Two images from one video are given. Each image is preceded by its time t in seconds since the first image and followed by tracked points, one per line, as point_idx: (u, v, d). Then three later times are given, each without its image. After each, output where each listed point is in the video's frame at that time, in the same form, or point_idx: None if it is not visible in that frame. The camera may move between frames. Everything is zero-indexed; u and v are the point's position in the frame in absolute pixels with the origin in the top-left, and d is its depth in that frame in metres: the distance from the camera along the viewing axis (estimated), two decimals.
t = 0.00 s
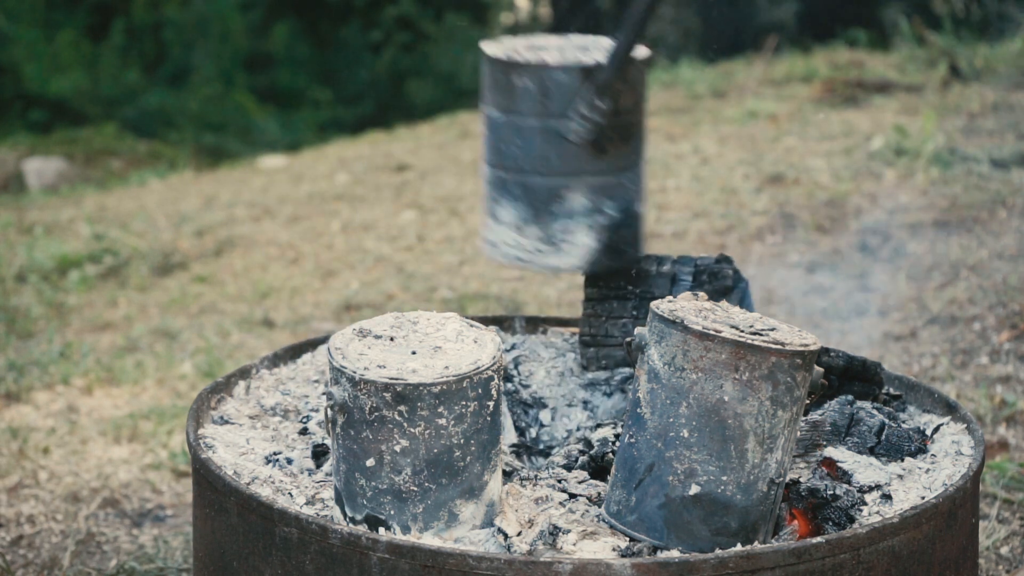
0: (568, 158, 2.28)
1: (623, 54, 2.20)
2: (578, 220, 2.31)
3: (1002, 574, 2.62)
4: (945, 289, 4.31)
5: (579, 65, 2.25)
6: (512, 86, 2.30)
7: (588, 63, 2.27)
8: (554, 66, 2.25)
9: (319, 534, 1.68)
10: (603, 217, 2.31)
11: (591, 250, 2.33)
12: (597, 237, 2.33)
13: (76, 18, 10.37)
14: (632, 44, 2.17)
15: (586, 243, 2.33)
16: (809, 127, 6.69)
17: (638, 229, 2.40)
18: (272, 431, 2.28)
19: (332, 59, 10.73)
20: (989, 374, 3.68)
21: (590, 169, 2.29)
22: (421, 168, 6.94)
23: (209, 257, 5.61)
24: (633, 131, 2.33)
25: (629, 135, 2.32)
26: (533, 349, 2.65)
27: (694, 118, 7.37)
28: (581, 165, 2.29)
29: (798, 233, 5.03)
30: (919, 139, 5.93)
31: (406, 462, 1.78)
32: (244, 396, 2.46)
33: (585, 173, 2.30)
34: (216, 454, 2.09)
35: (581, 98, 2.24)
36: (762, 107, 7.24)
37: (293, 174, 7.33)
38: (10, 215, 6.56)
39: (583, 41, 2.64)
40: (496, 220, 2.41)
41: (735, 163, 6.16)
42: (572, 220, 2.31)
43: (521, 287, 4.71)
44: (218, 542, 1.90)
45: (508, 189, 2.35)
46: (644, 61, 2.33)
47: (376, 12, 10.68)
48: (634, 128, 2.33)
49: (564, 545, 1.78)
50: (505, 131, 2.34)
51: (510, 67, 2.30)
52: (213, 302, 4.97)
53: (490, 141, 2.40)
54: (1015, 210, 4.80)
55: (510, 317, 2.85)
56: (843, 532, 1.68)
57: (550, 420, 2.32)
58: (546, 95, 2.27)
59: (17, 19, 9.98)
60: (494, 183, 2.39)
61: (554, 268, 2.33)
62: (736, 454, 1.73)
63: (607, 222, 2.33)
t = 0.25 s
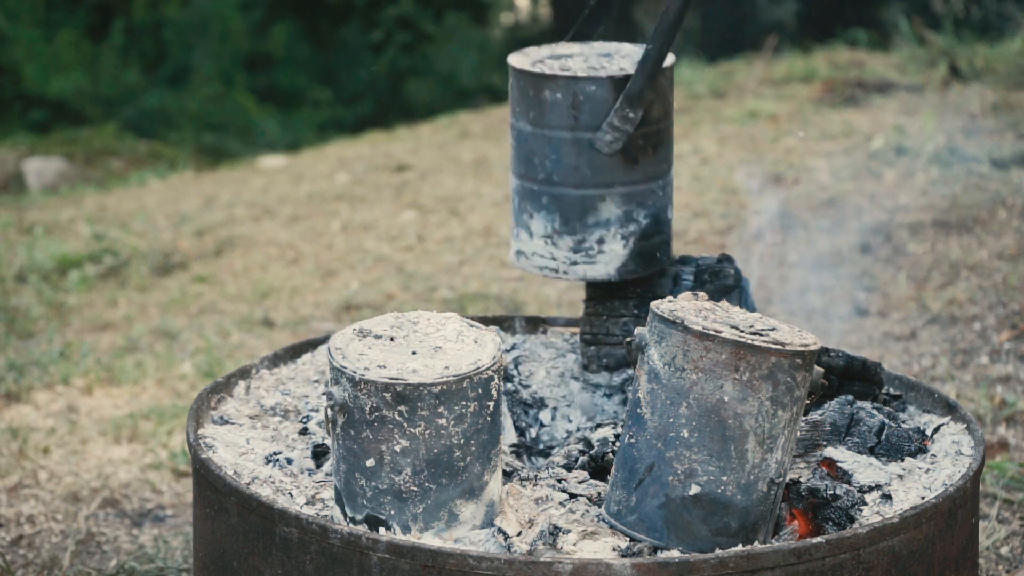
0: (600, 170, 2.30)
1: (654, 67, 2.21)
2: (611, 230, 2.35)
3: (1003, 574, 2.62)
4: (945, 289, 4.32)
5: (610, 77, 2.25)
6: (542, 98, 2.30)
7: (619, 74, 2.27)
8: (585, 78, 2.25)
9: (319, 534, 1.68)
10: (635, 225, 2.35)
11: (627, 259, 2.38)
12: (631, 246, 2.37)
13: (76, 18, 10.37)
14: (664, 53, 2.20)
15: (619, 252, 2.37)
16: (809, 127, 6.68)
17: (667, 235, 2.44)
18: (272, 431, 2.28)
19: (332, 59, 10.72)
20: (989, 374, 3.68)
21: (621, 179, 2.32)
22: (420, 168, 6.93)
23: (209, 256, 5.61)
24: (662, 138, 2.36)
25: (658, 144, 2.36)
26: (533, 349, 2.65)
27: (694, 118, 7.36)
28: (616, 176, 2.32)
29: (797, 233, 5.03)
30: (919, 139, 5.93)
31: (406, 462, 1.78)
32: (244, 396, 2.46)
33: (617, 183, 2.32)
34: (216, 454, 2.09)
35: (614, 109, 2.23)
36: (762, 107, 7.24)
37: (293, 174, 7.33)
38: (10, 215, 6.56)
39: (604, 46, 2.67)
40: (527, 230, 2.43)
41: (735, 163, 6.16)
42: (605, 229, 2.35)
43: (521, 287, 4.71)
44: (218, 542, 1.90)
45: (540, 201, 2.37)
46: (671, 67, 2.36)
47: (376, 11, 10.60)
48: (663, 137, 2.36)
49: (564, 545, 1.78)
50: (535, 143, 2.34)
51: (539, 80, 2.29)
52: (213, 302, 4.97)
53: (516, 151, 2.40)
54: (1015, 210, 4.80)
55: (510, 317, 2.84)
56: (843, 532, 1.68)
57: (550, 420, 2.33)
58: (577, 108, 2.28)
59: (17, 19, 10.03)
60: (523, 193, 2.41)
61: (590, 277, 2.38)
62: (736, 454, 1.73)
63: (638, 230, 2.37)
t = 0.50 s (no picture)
0: (600, 159, 2.31)
1: (653, 57, 2.21)
2: (608, 220, 2.35)
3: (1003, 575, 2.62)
4: (945, 289, 4.32)
5: (610, 67, 2.27)
6: (543, 87, 2.32)
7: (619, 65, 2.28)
8: (584, 68, 2.27)
9: (319, 534, 1.68)
10: (633, 216, 2.35)
11: (622, 250, 2.38)
12: (628, 238, 2.37)
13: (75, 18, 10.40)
14: (663, 45, 2.20)
15: (617, 242, 2.36)
16: (809, 127, 6.68)
17: (668, 228, 2.43)
18: (272, 431, 2.28)
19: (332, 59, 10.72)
20: (989, 374, 3.68)
21: (620, 170, 2.32)
22: (420, 168, 6.93)
23: (209, 256, 5.61)
24: (663, 130, 2.36)
25: (658, 136, 2.35)
26: (533, 349, 2.65)
27: (694, 118, 7.36)
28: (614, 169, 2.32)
29: (797, 233, 5.03)
30: (919, 139, 5.93)
31: (406, 462, 1.78)
32: (244, 395, 2.46)
33: (616, 173, 2.32)
34: (216, 454, 2.09)
35: (612, 98, 2.24)
36: (762, 107, 7.24)
37: (293, 174, 7.33)
38: (10, 215, 6.57)
39: (615, 37, 2.70)
40: (528, 218, 2.44)
41: (735, 163, 6.15)
42: (601, 219, 2.34)
43: (521, 287, 4.71)
44: (218, 542, 1.90)
45: (540, 189, 2.39)
46: (675, 59, 2.35)
47: (376, 12, 10.64)
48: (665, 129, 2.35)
49: (564, 546, 1.78)
50: (537, 131, 2.35)
51: (540, 69, 2.31)
52: (213, 301, 4.97)
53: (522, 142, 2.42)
54: (1015, 210, 4.79)
55: (510, 317, 2.84)
56: (843, 532, 1.68)
57: (550, 420, 2.31)
58: (577, 97, 2.29)
59: (17, 19, 10.06)
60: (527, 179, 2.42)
61: (585, 265, 2.39)
62: (736, 454, 1.73)
63: (637, 221, 2.37)
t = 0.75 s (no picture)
0: (616, 15, 1.66)
1: None
2: (620, 101, 1.68)
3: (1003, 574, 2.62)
4: (945, 290, 4.32)
5: None
6: None
7: None
8: None
9: (319, 534, 1.68)
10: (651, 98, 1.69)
11: (636, 135, 1.70)
12: (642, 127, 1.70)
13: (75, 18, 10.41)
14: None
15: (629, 130, 1.69)
16: (809, 127, 6.68)
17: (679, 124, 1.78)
18: (272, 431, 2.28)
19: (332, 59, 10.73)
20: (989, 374, 3.68)
21: (637, 45, 1.68)
22: (421, 168, 6.93)
23: (209, 256, 5.61)
24: None
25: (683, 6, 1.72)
26: (533, 349, 2.65)
27: (694, 118, 7.37)
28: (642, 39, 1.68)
29: (797, 233, 5.03)
30: (919, 139, 5.93)
31: (406, 462, 1.78)
32: (244, 396, 2.46)
33: (634, 52, 1.68)
34: (216, 454, 2.09)
35: None
36: (762, 107, 7.24)
37: (294, 174, 7.33)
38: (10, 215, 6.57)
39: None
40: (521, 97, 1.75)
41: (735, 163, 6.16)
42: (613, 98, 1.68)
43: (521, 287, 4.71)
44: (218, 542, 1.90)
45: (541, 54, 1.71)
46: None
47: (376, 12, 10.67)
48: None
49: (564, 545, 1.78)
50: None
51: None
52: (213, 302, 4.97)
53: (522, 19, 1.77)
54: (1015, 210, 4.79)
55: (510, 317, 2.84)
56: (843, 532, 1.68)
57: (550, 420, 2.31)
58: None
59: (16, 19, 10.07)
60: (525, 57, 1.74)
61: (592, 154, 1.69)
62: (736, 454, 1.73)
63: (654, 107, 1.71)
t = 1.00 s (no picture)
0: None
1: None
2: None
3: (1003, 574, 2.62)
4: (945, 290, 4.32)
5: None
6: None
7: None
8: None
9: (319, 534, 1.68)
10: None
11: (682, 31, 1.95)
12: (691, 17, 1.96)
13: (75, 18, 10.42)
14: None
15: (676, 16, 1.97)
16: (809, 128, 6.68)
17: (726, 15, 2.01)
18: (272, 431, 2.28)
19: (332, 59, 10.73)
20: (989, 374, 3.68)
21: None
22: (421, 168, 6.93)
23: (209, 256, 5.61)
24: None
25: None
26: (532, 350, 2.65)
27: (694, 118, 7.37)
28: None
29: (797, 233, 5.03)
30: (919, 139, 5.93)
31: (406, 462, 1.78)
32: (245, 395, 2.46)
33: None
34: (216, 454, 2.09)
35: None
36: (762, 107, 7.24)
37: (294, 175, 7.33)
38: (10, 215, 6.57)
39: None
40: None
41: (735, 163, 6.16)
42: None
43: (521, 287, 4.71)
44: (218, 542, 1.90)
45: None
46: None
47: (376, 12, 10.67)
48: None
49: (564, 545, 1.78)
50: None
51: None
52: (213, 302, 4.97)
53: None
54: (1015, 210, 4.79)
55: (510, 317, 2.84)
56: (843, 532, 1.68)
57: (550, 420, 2.31)
58: None
59: (16, 19, 10.06)
60: None
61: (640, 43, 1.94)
62: (736, 454, 1.73)
63: None
